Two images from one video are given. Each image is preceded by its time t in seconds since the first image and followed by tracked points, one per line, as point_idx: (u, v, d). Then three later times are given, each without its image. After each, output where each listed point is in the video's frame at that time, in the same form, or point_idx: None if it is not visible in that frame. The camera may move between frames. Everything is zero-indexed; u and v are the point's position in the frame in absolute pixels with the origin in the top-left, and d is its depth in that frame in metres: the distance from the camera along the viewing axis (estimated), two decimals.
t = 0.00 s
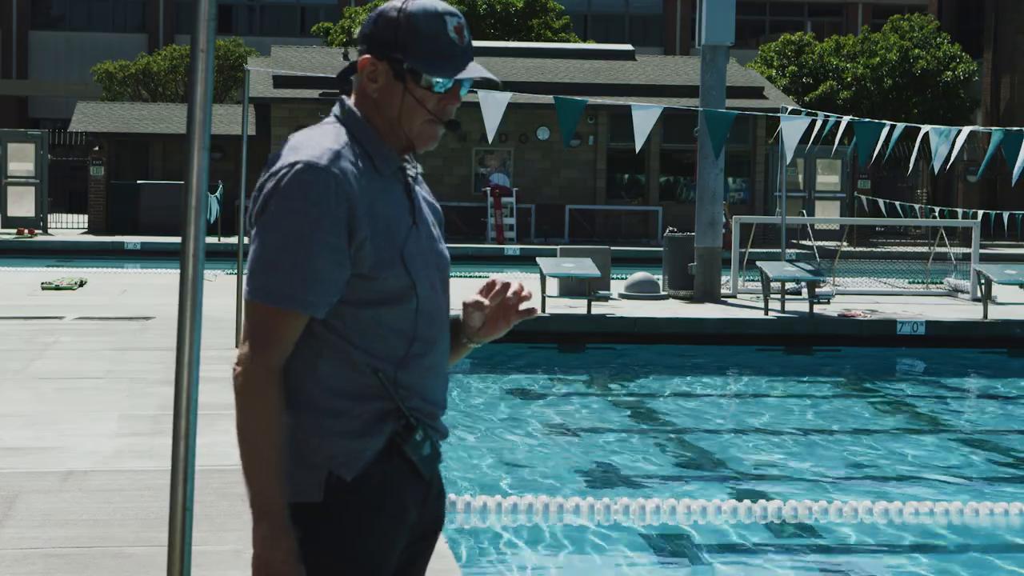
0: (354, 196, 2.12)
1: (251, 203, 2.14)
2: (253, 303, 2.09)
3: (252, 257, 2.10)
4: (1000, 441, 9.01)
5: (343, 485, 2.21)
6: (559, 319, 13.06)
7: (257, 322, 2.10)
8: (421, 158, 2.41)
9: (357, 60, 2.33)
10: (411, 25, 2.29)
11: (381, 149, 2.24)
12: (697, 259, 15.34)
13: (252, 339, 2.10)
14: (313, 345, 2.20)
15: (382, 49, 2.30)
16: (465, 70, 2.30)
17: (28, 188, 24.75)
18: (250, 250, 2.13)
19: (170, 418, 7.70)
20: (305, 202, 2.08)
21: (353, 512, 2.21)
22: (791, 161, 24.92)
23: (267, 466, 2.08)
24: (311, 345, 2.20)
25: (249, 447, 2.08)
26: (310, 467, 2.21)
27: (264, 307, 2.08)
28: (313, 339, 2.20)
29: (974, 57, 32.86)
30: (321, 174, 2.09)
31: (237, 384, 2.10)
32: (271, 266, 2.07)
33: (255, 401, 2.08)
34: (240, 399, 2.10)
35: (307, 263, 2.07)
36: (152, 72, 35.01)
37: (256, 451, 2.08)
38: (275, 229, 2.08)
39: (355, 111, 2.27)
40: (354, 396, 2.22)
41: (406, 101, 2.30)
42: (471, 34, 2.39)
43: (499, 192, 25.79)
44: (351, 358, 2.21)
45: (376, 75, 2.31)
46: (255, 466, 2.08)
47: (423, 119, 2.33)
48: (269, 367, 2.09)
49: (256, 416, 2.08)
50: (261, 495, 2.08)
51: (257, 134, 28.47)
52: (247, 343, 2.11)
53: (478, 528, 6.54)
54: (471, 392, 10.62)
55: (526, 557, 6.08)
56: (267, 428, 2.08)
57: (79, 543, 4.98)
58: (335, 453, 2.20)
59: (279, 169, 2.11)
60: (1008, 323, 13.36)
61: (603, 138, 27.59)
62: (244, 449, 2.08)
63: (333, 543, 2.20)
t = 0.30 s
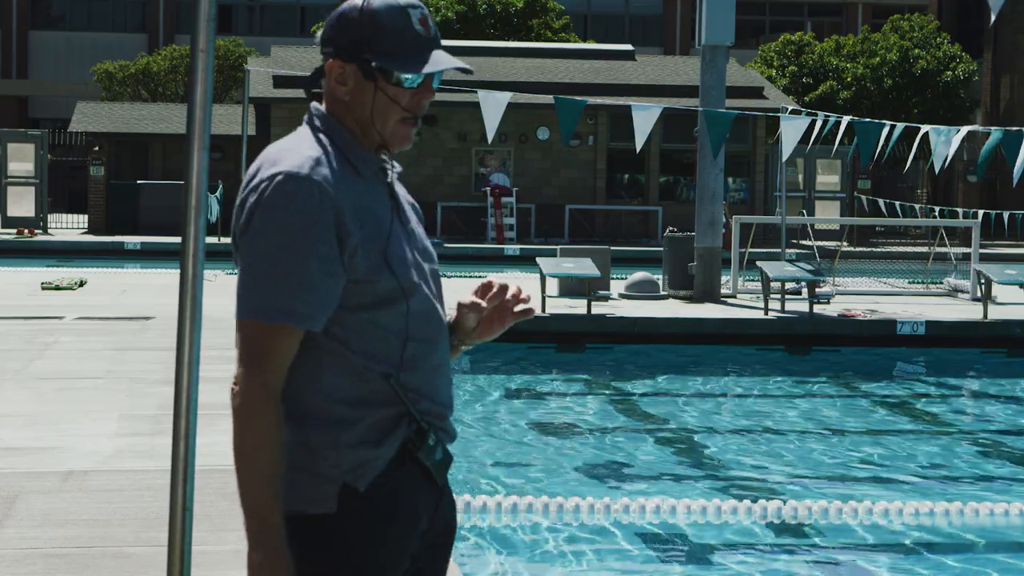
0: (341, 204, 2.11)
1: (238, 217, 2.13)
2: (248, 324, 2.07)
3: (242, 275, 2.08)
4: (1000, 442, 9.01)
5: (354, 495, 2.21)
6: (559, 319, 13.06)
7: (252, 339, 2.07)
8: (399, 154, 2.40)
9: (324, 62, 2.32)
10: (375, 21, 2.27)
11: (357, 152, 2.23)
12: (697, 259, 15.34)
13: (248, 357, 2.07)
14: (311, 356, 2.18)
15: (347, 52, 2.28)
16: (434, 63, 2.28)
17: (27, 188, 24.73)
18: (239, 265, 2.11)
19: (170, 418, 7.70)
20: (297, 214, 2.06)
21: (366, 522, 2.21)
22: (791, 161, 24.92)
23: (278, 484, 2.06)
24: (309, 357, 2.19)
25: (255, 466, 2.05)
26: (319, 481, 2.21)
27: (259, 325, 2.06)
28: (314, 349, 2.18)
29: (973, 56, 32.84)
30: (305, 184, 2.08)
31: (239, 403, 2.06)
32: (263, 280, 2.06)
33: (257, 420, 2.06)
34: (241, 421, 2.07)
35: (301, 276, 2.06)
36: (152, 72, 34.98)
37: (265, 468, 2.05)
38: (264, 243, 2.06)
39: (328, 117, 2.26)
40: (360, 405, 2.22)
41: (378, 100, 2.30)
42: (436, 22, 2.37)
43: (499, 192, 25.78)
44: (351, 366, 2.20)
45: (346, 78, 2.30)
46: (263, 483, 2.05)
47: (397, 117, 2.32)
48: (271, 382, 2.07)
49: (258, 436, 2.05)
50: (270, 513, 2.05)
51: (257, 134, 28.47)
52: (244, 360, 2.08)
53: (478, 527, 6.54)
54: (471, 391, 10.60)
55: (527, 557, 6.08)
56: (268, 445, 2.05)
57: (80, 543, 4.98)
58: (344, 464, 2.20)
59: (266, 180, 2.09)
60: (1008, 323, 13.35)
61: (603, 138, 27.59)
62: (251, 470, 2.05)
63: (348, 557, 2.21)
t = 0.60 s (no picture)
0: (340, 207, 2.11)
1: (235, 220, 2.11)
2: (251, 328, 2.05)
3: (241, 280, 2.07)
4: (1000, 442, 9.01)
5: (352, 501, 2.23)
6: (559, 319, 13.06)
7: (251, 342, 2.05)
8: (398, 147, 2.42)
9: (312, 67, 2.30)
10: (366, 19, 2.26)
11: (361, 155, 2.24)
12: (697, 259, 15.34)
13: (248, 360, 2.05)
14: (309, 361, 2.18)
15: (339, 55, 2.27)
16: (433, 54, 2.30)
17: (27, 188, 24.74)
18: (237, 269, 2.09)
19: (170, 418, 7.70)
20: (296, 218, 2.05)
21: (364, 527, 2.24)
22: (791, 161, 24.92)
23: (285, 487, 2.03)
24: (308, 360, 2.18)
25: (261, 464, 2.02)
26: (318, 484, 2.23)
27: (259, 328, 2.04)
28: (313, 354, 2.17)
29: (974, 56, 32.82)
30: (303, 187, 2.08)
31: (242, 404, 2.04)
32: (264, 286, 2.04)
33: (256, 423, 2.02)
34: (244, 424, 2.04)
35: (302, 282, 2.04)
36: (152, 72, 34.97)
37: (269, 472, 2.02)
38: (264, 247, 2.05)
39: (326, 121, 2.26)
40: (360, 410, 2.22)
41: (383, 97, 2.30)
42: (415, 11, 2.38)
43: (499, 192, 25.77)
44: (350, 370, 2.20)
45: (343, 82, 2.29)
46: (265, 486, 2.02)
47: (404, 112, 2.33)
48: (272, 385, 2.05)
49: (260, 439, 2.02)
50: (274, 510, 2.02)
51: (257, 134, 28.49)
52: (244, 363, 2.06)
53: (477, 526, 6.54)
54: (471, 391, 10.59)
55: (528, 557, 6.07)
56: (271, 449, 2.02)
57: (80, 543, 4.98)
58: (343, 469, 2.22)
59: (262, 183, 2.08)
60: (1008, 323, 13.35)
61: (603, 138, 27.60)
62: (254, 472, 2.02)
63: (344, 561, 2.23)
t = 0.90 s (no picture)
0: (358, 205, 2.09)
1: (251, 220, 2.12)
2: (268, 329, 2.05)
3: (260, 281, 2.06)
4: (1001, 441, 9.01)
5: (371, 499, 2.23)
6: (559, 319, 13.05)
7: (269, 342, 2.06)
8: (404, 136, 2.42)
9: (313, 62, 2.29)
10: (365, 13, 2.25)
11: (368, 149, 2.24)
12: (697, 259, 15.33)
13: (266, 359, 2.05)
14: (327, 360, 2.18)
15: (340, 50, 2.26)
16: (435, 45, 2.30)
17: (27, 187, 24.73)
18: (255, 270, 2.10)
19: (170, 418, 7.70)
20: (313, 215, 2.05)
21: (380, 527, 2.23)
22: (791, 161, 24.91)
23: (297, 486, 2.04)
24: (327, 360, 2.18)
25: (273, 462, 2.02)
26: (336, 485, 2.22)
27: (275, 328, 2.05)
28: (331, 354, 2.18)
29: (974, 56, 32.82)
30: (320, 185, 2.07)
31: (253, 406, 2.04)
32: (280, 284, 2.04)
33: (267, 424, 2.03)
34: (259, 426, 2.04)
35: (316, 281, 2.04)
36: (152, 71, 34.96)
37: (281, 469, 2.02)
38: (282, 245, 2.04)
39: (336, 115, 2.25)
40: (378, 409, 2.22)
41: (386, 90, 2.30)
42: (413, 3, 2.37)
43: (499, 191, 25.76)
44: (368, 371, 2.20)
45: (345, 77, 2.28)
46: (282, 484, 2.03)
47: (407, 103, 2.32)
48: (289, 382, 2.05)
49: (273, 438, 2.02)
50: (287, 508, 2.02)
51: (257, 133, 28.48)
52: (261, 364, 2.06)
53: (478, 527, 6.53)
54: (472, 391, 10.58)
55: (528, 557, 6.07)
56: (287, 447, 2.02)
57: (80, 543, 4.98)
58: (361, 468, 2.22)
59: (280, 184, 2.08)
60: (1009, 323, 13.35)
61: (603, 138, 27.61)
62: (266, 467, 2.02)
63: (359, 561, 2.23)
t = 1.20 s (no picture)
0: (386, 205, 2.11)
1: (275, 225, 2.13)
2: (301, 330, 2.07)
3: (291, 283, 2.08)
4: (1001, 441, 9.01)
5: (391, 496, 2.25)
6: (559, 319, 13.06)
7: (298, 342, 2.08)
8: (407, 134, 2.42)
9: (316, 64, 2.29)
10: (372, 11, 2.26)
11: (380, 146, 2.25)
12: (697, 259, 15.34)
13: (301, 363, 2.08)
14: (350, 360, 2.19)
15: (346, 48, 2.26)
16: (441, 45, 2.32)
17: (27, 187, 24.73)
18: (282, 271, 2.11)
19: (170, 418, 7.70)
20: (341, 216, 2.06)
21: (396, 525, 2.26)
22: (791, 161, 24.92)
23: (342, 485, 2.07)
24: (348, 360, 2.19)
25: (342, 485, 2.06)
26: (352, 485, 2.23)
27: (310, 331, 2.06)
28: (355, 352, 2.19)
29: (974, 56, 32.81)
30: (347, 185, 2.09)
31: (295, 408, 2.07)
32: (310, 286, 2.06)
33: (321, 424, 2.06)
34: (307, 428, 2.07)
35: (349, 284, 2.06)
36: (152, 71, 34.94)
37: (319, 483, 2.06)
38: (312, 247, 2.06)
39: (345, 113, 2.26)
40: (399, 407, 2.24)
41: (392, 88, 2.30)
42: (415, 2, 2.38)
43: (499, 191, 25.75)
44: (388, 371, 2.21)
45: (351, 74, 2.29)
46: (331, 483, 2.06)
47: (411, 101, 2.32)
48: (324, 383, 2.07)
49: (319, 436, 2.06)
50: (333, 506, 2.05)
51: (258, 133, 28.48)
52: (297, 366, 2.08)
53: (476, 527, 6.53)
54: (472, 391, 10.58)
55: (526, 557, 6.08)
56: (328, 443, 2.06)
57: (80, 543, 4.98)
58: (381, 466, 2.23)
59: (306, 184, 2.09)
60: (1008, 323, 13.35)
61: (603, 138, 27.63)
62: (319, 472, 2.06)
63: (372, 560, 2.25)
